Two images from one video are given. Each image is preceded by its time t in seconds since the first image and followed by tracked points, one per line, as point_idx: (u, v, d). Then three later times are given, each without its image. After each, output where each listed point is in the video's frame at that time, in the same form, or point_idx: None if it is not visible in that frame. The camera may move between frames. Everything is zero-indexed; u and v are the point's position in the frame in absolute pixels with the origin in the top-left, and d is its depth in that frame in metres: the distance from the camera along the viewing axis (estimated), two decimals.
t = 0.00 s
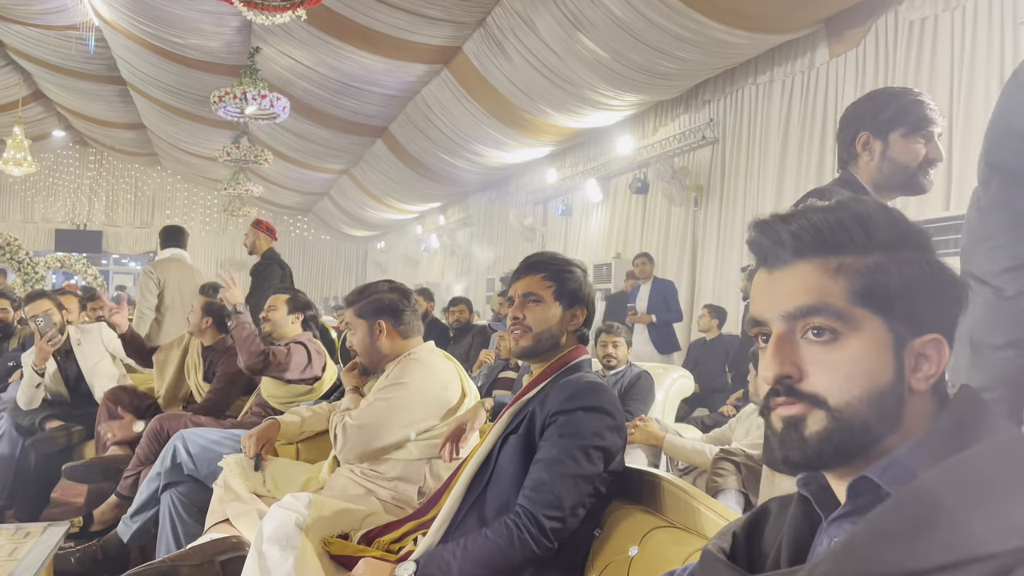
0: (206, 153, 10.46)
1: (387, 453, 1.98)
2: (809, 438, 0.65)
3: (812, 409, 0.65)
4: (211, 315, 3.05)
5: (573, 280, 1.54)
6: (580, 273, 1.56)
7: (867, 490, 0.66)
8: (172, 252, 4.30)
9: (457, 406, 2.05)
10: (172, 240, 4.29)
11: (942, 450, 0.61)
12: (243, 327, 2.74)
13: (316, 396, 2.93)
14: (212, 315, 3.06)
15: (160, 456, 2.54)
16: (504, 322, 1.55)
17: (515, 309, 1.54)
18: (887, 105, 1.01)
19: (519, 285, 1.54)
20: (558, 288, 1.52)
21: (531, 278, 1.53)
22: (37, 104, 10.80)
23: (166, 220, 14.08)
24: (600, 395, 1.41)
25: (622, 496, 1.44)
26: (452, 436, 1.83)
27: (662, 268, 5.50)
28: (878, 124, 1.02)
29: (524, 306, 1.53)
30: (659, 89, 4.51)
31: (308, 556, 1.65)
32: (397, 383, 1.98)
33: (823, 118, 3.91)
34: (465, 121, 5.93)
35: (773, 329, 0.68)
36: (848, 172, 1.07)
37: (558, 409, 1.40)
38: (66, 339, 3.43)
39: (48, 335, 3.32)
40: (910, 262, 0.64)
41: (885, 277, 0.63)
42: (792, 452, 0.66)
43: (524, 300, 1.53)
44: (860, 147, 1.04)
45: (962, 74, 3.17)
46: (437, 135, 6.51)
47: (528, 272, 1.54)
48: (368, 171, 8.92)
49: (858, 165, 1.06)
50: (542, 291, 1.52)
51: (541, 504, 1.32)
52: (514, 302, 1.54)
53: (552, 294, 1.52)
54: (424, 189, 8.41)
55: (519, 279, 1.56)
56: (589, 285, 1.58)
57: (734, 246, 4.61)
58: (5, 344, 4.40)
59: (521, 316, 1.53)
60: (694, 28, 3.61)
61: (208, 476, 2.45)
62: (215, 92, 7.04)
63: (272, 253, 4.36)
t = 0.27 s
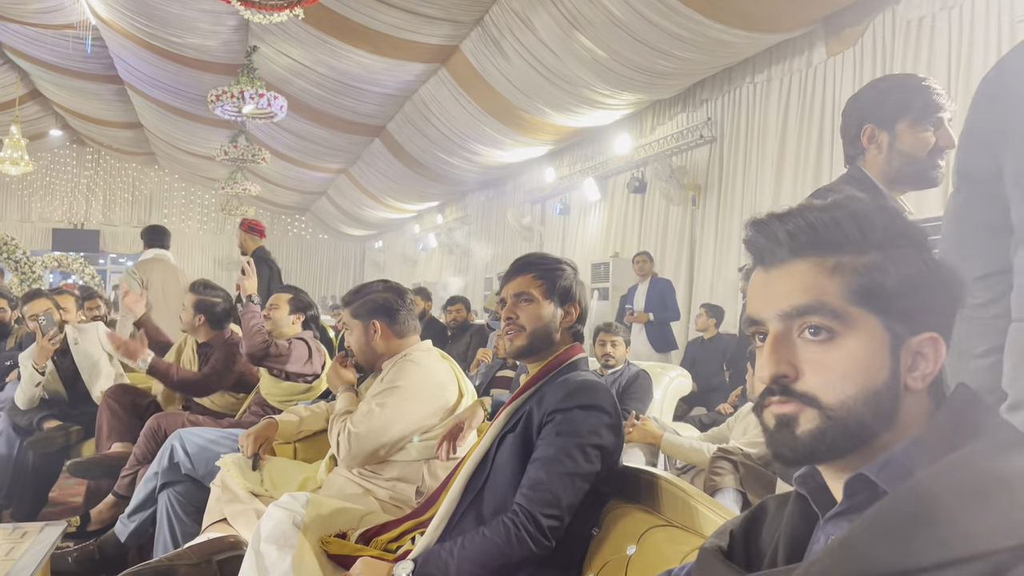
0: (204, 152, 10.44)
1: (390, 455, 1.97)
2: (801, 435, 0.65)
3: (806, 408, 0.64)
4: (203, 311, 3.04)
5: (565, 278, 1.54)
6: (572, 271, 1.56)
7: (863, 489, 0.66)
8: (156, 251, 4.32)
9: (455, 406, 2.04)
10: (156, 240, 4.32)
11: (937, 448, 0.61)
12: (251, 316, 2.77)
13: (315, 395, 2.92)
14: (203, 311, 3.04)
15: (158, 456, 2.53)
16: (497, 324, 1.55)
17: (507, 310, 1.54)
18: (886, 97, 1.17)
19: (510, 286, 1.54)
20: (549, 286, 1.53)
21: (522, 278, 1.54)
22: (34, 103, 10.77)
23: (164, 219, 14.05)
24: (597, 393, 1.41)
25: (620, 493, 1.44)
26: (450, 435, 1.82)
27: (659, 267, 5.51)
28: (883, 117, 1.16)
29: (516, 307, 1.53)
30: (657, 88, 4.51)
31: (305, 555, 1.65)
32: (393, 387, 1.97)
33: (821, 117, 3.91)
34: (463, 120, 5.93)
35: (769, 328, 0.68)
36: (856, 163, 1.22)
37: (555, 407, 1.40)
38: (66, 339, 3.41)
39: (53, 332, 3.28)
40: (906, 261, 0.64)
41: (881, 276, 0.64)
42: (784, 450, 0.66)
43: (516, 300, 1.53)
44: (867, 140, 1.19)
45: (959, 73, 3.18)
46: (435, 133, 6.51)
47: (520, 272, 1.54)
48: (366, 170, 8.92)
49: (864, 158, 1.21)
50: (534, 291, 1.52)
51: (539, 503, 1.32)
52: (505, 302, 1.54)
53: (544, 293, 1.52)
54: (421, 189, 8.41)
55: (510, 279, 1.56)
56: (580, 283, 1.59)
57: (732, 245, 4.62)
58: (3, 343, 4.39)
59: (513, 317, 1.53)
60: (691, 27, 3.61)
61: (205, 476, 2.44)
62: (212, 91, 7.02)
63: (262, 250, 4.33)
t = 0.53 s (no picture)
0: (203, 151, 10.43)
1: (389, 455, 1.97)
2: (800, 432, 0.65)
3: (804, 405, 0.65)
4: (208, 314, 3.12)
5: (562, 276, 1.54)
6: (570, 270, 1.57)
7: (861, 485, 0.66)
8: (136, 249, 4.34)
9: (454, 406, 2.04)
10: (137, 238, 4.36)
11: (936, 445, 0.61)
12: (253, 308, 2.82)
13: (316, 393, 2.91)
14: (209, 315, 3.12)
15: (157, 455, 2.53)
16: (495, 322, 1.55)
17: (505, 308, 1.54)
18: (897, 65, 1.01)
19: (507, 285, 1.54)
20: (546, 285, 1.53)
21: (520, 277, 1.54)
22: (33, 101, 10.75)
23: (163, 218, 14.03)
24: (596, 391, 1.41)
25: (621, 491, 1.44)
26: (449, 434, 1.83)
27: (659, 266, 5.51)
28: (891, 88, 1.02)
29: (514, 305, 1.53)
30: (656, 87, 4.51)
31: (305, 553, 1.65)
32: (392, 388, 1.96)
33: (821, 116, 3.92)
34: (462, 118, 5.92)
35: (769, 326, 0.68)
36: (869, 143, 1.04)
37: (555, 405, 1.40)
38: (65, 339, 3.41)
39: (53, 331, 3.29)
40: (907, 259, 0.64)
41: (880, 273, 0.64)
42: (782, 447, 0.67)
43: (513, 299, 1.53)
44: (877, 117, 1.04)
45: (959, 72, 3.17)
46: (434, 132, 6.50)
47: (517, 270, 1.55)
48: (365, 169, 8.91)
49: (876, 136, 1.04)
50: (531, 289, 1.52)
51: (539, 501, 1.32)
52: (503, 301, 1.54)
53: (542, 291, 1.52)
54: (420, 187, 8.41)
55: (507, 278, 1.56)
56: (578, 281, 1.59)
57: (732, 244, 4.62)
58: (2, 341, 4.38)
59: (511, 315, 1.53)
60: (691, 26, 3.61)
61: (205, 475, 2.44)
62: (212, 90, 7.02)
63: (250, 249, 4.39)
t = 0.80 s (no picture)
0: (203, 149, 10.42)
1: (390, 454, 1.97)
2: (799, 431, 0.65)
3: (804, 405, 0.65)
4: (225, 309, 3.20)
5: (567, 275, 1.54)
6: (574, 269, 1.57)
7: (861, 483, 0.65)
8: (121, 247, 4.41)
9: (455, 405, 2.05)
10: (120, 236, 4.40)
11: (935, 444, 0.61)
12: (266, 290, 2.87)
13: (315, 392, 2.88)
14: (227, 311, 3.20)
15: (158, 453, 2.53)
16: (499, 318, 1.55)
17: (509, 304, 1.54)
18: (904, 38, 0.91)
19: (512, 281, 1.55)
20: (552, 283, 1.53)
21: (525, 273, 1.54)
22: (33, 100, 10.75)
23: (163, 216, 14.02)
24: (597, 391, 1.41)
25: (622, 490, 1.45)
26: (449, 433, 1.84)
27: (659, 265, 5.51)
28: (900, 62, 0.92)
29: (518, 301, 1.53)
30: (656, 86, 4.51)
31: (305, 553, 1.65)
32: (393, 387, 1.95)
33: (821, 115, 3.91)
34: (462, 117, 5.92)
35: (769, 325, 0.68)
36: (881, 122, 0.96)
37: (556, 405, 1.41)
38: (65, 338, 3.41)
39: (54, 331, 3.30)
40: (908, 258, 0.64)
41: (880, 273, 0.64)
42: (783, 446, 0.67)
43: (518, 295, 1.53)
44: (887, 92, 0.94)
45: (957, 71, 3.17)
46: (434, 131, 6.50)
47: (522, 267, 1.55)
48: (365, 168, 8.91)
49: (889, 114, 0.96)
50: (536, 286, 1.53)
51: (540, 501, 1.32)
52: (508, 296, 1.55)
53: (546, 288, 1.52)
54: (420, 186, 8.41)
55: (513, 275, 1.57)
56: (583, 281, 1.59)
57: (733, 242, 4.62)
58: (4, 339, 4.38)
59: (515, 311, 1.53)
60: (692, 25, 3.61)
61: (205, 474, 2.44)
62: (212, 88, 7.01)
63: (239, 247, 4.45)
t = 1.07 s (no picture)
0: (204, 148, 10.43)
1: (392, 453, 1.97)
2: (804, 431, 0.66)
3: (807, 405, 0.65)
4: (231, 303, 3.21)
5: (575, 274, 1.54)
6: (583, 267, 1.57)
7: (863, 480, 0.66)
8: (110, 247, 4.49)
9: (456, 404, 2.04)
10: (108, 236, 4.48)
11: (936, 441, 0.61)
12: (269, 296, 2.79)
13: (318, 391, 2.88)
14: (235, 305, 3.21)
15: (160, 451, 2.54)
16: (505, 314, 1.55)
17: (516, 301, 1.54)
18: (955, 23, 0.72)
19: (520, 278, 1.55)
20: (560, 281, 1.52)
21: (533, 270, 1.54)
22: (35, 99, 10.76)
23: (165, 215, 14.04)
24: (600, 390, 1.41)
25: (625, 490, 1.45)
26: (451, 431, 1.82)
27: (660, 263, 5.52)
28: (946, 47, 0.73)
29: (526, 298, 1.53)
30: (658, 84, 4.50)
31: (307, 551, 1.66)
32: (395, 386, 1.96)
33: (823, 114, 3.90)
34: (464, 116, 5.92)
35: (771, 323, 0.68)
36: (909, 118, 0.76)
37: (559, 404, 1.41)
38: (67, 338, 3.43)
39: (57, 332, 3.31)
40: (910, 257, 0.64)
41: (882, 271, 0.63)
42: (787, 445, 0.68)
43: (525, 291, 1.53)
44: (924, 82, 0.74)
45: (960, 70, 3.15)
46: (436, 129, 6.50)
47: (530, 265, 1.55)
48: (367, 166, 8.92)
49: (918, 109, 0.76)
50: (544, 283, 1.52)
51: (543, 500, 1.32)
52: (515, 293, 1.55)
53: (555, 286, 1.52)
54: (422, 184, 8.41)
55: (521, 272, 1.56)
56: (590, 280, 1.59)
57: (734, 241, 4.62)
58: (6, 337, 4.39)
59: (522, 307, 1.53)
60: (694, 23, 3.60)
61: (207, 472, 2.45)
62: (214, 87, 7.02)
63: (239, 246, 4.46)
